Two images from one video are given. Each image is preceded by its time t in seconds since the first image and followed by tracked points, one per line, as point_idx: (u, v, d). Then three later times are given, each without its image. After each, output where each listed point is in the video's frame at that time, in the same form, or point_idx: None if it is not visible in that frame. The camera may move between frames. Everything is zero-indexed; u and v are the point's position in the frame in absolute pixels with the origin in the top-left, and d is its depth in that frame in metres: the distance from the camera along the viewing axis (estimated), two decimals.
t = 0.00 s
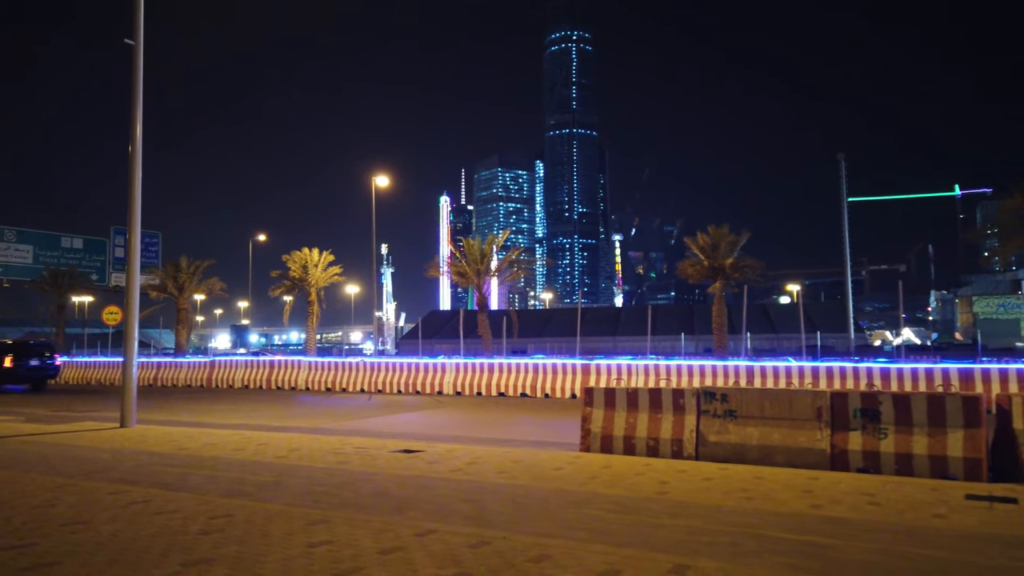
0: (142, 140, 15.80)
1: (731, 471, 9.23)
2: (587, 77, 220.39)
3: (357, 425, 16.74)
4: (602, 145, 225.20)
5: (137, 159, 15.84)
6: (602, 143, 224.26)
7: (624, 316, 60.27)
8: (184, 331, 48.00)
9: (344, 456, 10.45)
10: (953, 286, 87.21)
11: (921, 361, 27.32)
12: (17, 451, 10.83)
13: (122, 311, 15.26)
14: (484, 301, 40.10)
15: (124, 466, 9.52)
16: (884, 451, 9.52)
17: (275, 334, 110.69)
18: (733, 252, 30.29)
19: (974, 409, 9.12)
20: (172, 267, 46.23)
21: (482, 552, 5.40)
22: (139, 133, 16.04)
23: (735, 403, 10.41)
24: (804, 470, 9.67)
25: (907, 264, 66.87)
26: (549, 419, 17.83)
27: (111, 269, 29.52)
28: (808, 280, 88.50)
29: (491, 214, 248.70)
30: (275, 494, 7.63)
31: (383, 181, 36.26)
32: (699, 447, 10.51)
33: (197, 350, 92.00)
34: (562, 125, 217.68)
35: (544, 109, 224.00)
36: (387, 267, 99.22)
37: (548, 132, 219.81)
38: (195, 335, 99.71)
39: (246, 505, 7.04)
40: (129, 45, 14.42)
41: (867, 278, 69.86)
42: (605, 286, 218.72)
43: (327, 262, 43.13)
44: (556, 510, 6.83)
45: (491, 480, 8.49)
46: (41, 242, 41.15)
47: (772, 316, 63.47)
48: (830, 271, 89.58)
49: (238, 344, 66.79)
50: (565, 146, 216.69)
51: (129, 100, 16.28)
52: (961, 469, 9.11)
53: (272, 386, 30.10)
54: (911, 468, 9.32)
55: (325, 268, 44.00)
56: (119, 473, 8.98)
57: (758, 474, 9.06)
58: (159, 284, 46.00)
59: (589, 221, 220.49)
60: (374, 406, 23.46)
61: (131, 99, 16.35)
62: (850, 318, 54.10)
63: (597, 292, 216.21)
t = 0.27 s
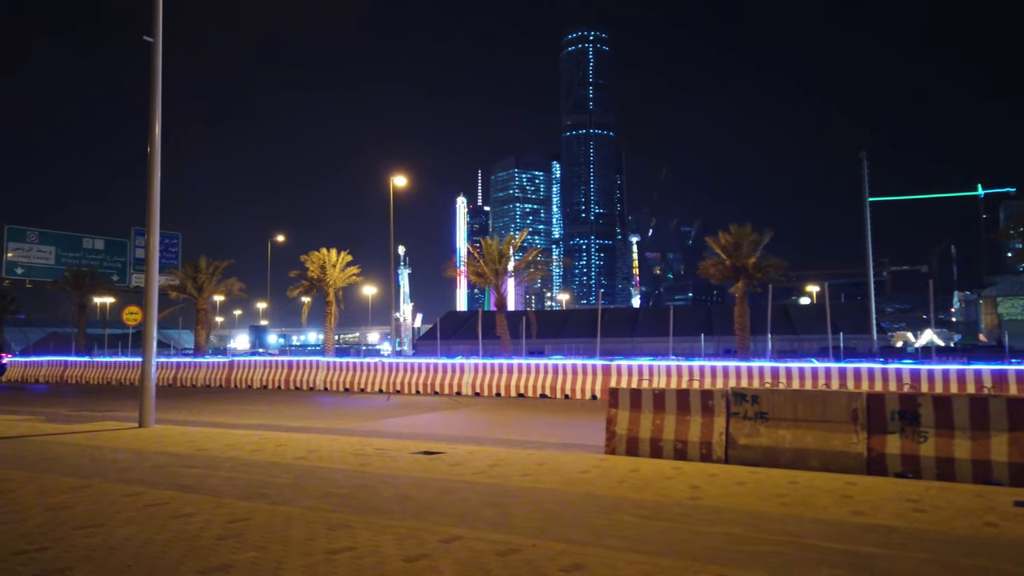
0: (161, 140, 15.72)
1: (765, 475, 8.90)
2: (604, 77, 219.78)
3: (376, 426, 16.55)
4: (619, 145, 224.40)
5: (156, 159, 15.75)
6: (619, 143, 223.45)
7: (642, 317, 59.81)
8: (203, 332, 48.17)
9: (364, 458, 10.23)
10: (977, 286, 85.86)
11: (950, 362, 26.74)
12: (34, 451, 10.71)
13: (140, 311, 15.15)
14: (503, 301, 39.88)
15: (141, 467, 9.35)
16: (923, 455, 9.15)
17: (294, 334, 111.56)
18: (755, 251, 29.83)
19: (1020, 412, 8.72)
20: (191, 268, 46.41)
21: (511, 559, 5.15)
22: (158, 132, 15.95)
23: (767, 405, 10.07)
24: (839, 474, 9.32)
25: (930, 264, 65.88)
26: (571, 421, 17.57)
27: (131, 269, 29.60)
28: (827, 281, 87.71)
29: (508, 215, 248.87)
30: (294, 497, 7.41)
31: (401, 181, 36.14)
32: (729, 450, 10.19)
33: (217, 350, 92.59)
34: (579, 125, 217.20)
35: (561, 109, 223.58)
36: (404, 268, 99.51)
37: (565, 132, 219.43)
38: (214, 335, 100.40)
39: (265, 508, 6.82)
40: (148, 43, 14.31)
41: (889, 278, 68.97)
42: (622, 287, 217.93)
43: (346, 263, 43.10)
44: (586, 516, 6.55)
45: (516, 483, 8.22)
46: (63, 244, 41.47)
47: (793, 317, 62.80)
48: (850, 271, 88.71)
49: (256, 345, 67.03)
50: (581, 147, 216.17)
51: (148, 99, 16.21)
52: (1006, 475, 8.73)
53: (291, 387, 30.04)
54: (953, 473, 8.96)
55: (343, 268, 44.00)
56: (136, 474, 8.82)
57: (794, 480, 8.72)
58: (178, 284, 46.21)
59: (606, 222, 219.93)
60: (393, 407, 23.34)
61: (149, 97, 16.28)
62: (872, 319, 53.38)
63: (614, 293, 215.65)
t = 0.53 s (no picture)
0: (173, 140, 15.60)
1: (791, 482, 8.61)
2: (616, 78, 219.15)
3: (389, 428, 16.34)
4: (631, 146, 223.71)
5: (168, 160, 15.63)
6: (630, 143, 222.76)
7: (655, 318, 59.39)
8: (216, 333, 48.20)
9: (377, 462, 10.01)
10: (993, 286, 84.81)
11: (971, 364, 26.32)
12: (44, 454, 10.55)
13: (152, 312, 15.02)
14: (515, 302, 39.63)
15: (150, 472, 9.18)
16: (955, 461, 8.84)
17: (306, 335, 111.91)
18: (772, 251, 29.44)
19: None
20: (204, 269, 46.43)
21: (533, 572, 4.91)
22: (170, 133, 15.83)
23: (791, 409, 9.77)
24: (868, 481, 9.02)
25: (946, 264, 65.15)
26: (585, 424, 17.30)
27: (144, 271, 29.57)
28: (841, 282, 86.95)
29: (519, 216, 248.67)
30: (306, 503, 7.21)
31: (413, 181, 35.99)
32: (752, 455, 9.89)
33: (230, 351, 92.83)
34: (590, 126, 216.71)
35: (573, 110, 223.12)
36: (415, 269, 99.51)
37: (577, 133, 218.99)
38: (227, 336, 100.74)
39: (276, 516, 6.61)
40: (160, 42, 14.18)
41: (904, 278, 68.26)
42: (634, 288, 217.19)
43: (358, 263, 43.00)
44: (610, 525, 6.30)
45: (534, 490, 7.99)
46: (77, 245, 41.57)
47: (806, 318, 62.22)
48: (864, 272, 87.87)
49: (269, 345, 67.07)
50: (593, 147, 215.67)
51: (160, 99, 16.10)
52: None
53: (303, 388, 29.92)
54: (988, 480, 8.63)
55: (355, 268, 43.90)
56: (146, 479, 8.63)
57: (821, 487, 8.42)
58: (191, 285, 46.26)
59: (617, 222, 219.35)
60: (405, 408, 23.15)
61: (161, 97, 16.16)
62: (889, 320, 52.81)
63: (625, 294, 214.98)
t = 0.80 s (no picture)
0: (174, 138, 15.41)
1: (809, 485, 8.35)
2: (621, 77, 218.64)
3: (394, 430, 16.12)
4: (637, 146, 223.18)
5: (169, 158, 15.44)
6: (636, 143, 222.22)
7: (660, 318, 59.09)
8: (221, 333, 48.08)
9: (382, 464, 9.80)
10: (1001, 286, 84.15)
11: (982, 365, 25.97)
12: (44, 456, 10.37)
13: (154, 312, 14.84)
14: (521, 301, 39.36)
15: (149, 474, 8.96)
16: (978, 464, 8.55)
17: (311, 335, 111.98)
18: (780, 249, 29.13)
19: None
20: (209, 269, 46.29)
21: None
22: (171, 132, 15.67)
23: (807, 409, 9.50)
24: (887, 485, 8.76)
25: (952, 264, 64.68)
26: (592, 425, 17.04)
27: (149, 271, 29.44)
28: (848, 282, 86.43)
29: (524, 216, 248.48)
30: (308, 507, 6.98)
31: (418, 181, 35.78)
32: (766, 456, 9.64)
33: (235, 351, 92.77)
34: (596, 126, 216.31)
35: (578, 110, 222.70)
36: (421, 269, 99.36)
37: (582, 133, 218.60)
38: (233, 336, 100.91)
39: (277, 521, 6.39)
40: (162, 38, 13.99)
41: (912, 278, 67.77)
42: (639, 288, 216.70)
43: (363, 263, 42.81)
44: (622, 532, 6.05)
45: (543, 493, 7.74)
46: (83, 245, 41.54)
47: (814, 318, 61.80)
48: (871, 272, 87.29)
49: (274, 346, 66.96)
50: (598, 147, 215.23)
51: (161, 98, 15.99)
52: None
53: (307, 388, 29.73)
54: (1012, 483, 8.35)
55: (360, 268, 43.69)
56: (145, 481, 8.42)
57: (839, 490, 8.16)
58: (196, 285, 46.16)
59: (622, 222, 218.92)
60: (410, 409, 22.94)
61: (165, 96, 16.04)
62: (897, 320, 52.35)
63: (631, 295, 214.50)
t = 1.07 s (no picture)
0: (175, 137, 15.18)
1: (829, 493, 8.02)
2: (626, 78, 218.33)
3: (399, 432, 15.84)
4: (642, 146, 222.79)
5: (169, 158, 15.21)
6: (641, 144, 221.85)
7: (666, 319, 58.74)
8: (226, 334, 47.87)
9: (385, 470, 9.50)
10: (1009, 286, 83.61)
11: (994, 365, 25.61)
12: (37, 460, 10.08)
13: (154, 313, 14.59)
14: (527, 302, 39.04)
15: (145, 480, 8.67)
16: (1006, 469, 8.20)
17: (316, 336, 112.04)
18: (790, 249, 28.81)
19: None
20: (213, 270, 46.08)
21: None
22: (172, 130, 15.46)
23: (825, 413, 9.17)
24: (911, 492, 8.41)
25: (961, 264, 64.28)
26: (600, 427, 16.74)
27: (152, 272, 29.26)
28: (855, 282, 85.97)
29: (529, 217, 248.33)
30: (308, 516, 6.67)
31: (423, 181, 35.55)
32: (783, 461, 9.32)
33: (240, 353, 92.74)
34: (601, 126, 216.04)
35: (583, 111, 222.43)
36: (426, 270, 99.24)
37: (587, 134, 218.33)
38: (238, 338, 101.04)
39: (276, 531, 6.09)
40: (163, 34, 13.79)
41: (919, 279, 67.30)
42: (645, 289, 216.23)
43: (367, 263, 42.58)
44: (638, 543, 5.74)
45: (553, 501, 7.43)
46: (88, 246, 41.39)
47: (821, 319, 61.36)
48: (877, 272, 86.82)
49: (280, 347, 66.85)
50: (603, 148, 214.92)
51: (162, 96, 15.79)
52: None
53: (312, 390, 29.48)
54: None
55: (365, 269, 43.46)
56: (141, 488, 8.13)
57: (861, 497, 7.82)
58: (200, 286, 45.97)
59: (627, 223, 218.53)
60: (416, 410, 22.66)
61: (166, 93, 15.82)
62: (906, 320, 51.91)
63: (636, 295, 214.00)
